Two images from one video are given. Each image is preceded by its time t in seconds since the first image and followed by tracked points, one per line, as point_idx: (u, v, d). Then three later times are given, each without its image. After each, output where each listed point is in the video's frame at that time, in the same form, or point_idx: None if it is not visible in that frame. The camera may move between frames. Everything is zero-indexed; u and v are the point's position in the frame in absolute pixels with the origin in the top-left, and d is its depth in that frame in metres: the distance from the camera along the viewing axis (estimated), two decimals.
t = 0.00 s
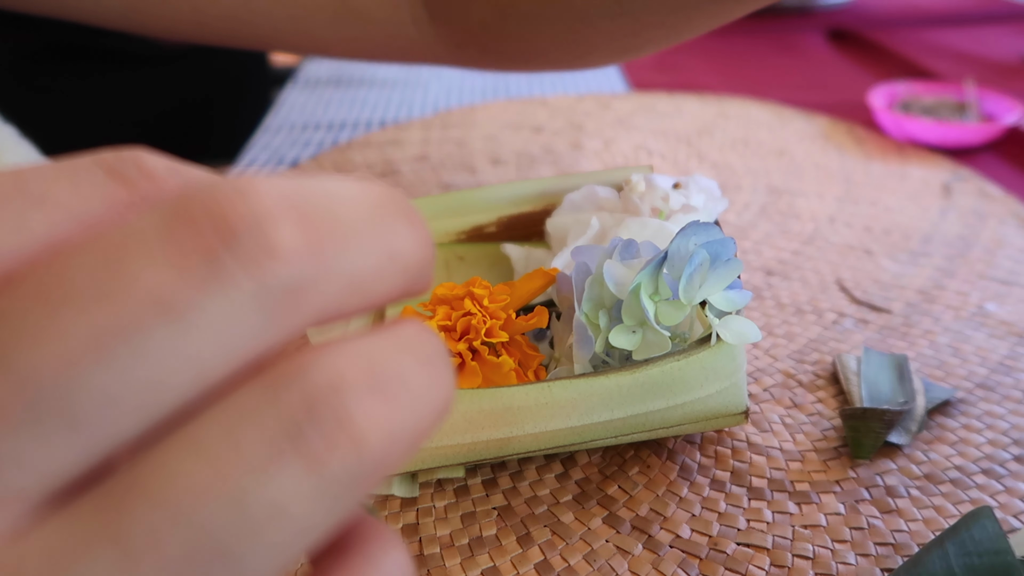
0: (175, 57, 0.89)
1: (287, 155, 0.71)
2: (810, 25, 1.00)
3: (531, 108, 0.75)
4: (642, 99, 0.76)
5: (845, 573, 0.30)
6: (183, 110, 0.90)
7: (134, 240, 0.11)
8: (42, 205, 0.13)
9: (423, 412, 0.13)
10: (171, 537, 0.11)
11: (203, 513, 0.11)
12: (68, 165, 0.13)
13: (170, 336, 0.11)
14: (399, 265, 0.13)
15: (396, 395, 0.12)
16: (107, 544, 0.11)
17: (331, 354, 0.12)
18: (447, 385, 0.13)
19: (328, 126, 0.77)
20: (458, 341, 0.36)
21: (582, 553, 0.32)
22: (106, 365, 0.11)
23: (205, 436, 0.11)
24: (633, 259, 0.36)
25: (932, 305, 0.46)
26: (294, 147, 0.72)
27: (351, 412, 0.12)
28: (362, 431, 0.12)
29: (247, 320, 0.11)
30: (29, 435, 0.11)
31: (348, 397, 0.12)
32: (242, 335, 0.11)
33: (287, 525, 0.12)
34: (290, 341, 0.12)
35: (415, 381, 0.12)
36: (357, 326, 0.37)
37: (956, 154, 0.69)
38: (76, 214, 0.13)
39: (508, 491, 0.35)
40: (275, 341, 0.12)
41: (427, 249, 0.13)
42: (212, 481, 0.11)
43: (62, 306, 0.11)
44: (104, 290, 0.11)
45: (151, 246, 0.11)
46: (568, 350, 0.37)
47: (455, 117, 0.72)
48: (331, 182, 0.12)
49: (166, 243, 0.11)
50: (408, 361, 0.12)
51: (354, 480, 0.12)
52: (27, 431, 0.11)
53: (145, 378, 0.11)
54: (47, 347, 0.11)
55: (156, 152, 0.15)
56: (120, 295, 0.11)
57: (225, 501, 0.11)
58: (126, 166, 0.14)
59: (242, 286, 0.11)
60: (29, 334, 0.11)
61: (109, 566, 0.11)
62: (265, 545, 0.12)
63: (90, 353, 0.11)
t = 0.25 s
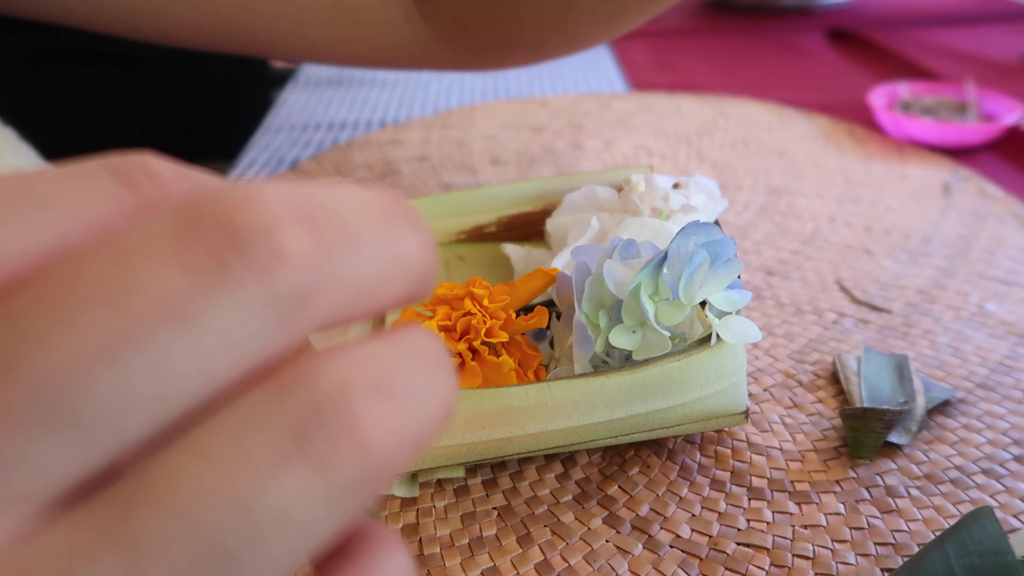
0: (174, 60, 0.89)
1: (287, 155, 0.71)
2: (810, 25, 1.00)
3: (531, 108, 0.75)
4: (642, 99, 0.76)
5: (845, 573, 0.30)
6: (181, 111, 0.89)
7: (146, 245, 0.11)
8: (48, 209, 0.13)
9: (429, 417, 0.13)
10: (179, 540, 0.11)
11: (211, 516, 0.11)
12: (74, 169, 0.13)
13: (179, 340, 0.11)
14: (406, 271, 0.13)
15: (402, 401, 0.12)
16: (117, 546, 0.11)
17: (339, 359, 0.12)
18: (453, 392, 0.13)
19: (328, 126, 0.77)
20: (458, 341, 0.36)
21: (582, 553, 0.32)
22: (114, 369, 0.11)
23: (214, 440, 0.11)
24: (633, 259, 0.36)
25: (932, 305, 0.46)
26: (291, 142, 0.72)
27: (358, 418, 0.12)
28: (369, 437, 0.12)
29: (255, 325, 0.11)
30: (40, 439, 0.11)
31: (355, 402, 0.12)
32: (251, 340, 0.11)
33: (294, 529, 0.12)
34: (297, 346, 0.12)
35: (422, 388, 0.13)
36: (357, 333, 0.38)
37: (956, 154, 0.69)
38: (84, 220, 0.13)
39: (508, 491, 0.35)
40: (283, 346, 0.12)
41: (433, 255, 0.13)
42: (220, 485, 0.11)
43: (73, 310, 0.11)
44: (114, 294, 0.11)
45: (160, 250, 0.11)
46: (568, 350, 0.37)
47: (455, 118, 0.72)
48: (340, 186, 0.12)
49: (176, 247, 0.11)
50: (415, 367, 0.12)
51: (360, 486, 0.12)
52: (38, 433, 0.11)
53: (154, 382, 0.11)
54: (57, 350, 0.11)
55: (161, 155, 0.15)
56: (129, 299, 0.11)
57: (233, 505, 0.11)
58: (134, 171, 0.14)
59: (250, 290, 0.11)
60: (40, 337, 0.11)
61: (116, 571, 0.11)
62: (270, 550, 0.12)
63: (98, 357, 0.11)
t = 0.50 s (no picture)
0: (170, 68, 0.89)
1: (287, 155, 0.71)
2: (809, 24, 1.00)
3: (531, 108, 0.75)
4: (642, 99, 0.76)
5: (845, 573, 0.30)
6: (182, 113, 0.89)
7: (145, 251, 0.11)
8: (45, 209, 0.13)
9: (426, 422, 0.13)
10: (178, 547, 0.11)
11: (207, 523, 0.11)
12: (69, 170, 0.14)
13: (174, 347, 0.11)
14: (402, 275, 0.13)
15: (399, 406, 0.12)
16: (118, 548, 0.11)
17: (335, 365, 0.12)
18: (450, 396, 0.13)
19: (328, 126, 0.77)
20: (457, 341, 0.36)
21: (582, 553, 0.32)
22: (110, 375, 0.11)
23: (211, 446, 0.11)
24: (633, 259, 0.36)
25: (932, 305, 0.46)
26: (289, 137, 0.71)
27: (355, 423, 0.12)
28: (365, 443, 0.12)
29: (250, 332, 0.11)
30: (37, 447, 0.11)
31: (351, 408, 0.12)
32: (244, 345, 0.11)
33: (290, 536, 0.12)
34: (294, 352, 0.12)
35: (419, 393, 0.12)
36: (358, 334, 0.38)
37: (956, 154, 0.69)
38: (81, 219, 0.13)
39: (508, 491, 0.35)
40: (279, 352, 0.12)
41: (428, 257, 0.13)
42: (216, 491, 0.11)
43: (69, 316, 0.11)
44: (109, 302, 0.11)
45: (154, 257, 0.11)
46: (568, 349, 0.37)
47: (455, 117, 0.72)
48: (335, 190, 0.12)
49: (171, 254, 0.11)
50: (412, 372, 0.12)
51: (356, 492, 0.12)
52: (39, 438, 0.11)
53: (150, 387, 0.11)
54: (52, 357, 0.11)
55: (155, 155, 0.15)
56: (125, 305, 0.11)
57: (230, 512, 0.11)
58: (127, 171, 0.14)
59: (245, 295, 0.11)
60: (35, 344, 0.11)
61: (114, 574, 0.11)
62: (268, 555, 0.12)
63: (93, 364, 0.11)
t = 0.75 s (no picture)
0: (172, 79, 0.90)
1: (287, 155, 0.71)
2: (810, 24, 1.00)
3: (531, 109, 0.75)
4: (642, 100, 0.76)
5: (845, 573, 0.30)
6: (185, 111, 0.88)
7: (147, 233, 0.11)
8: (45, 196, 0.13)
9: (425, 402, 0.13)
10: (177, 528, 0.11)
11: (209, 503, 0.11)
12: (66, 161, 0.14)
13: (175, 325, 0.11)
14: (399, 258, 0.13)
15: (398, 386, 0.12)
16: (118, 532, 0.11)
17: (334, 346, 0.12)
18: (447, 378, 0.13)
19: (328, 126, 0.77)
20: (457, 341, 0.36)
21: (582, 553, 0.32)
22: (111, 356, 0.11)
23: (211, 427, 0.11)
24: (632, 259, 0.36)
25: (932, 305, 0.46)
26: (289, 141, 0.72)
27: (353, 402, 0.12)
28: (364, 422, 0.12)
29: (250, 313, 0.11)
30: (38, 429, 0.11)
31: (350, 387, 0.12)
32: (245, 326, 0.11)
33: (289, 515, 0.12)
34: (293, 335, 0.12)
35: (416, 374, 0.13)
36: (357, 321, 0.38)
37: (956, 154, 0.69)
38: (81, 208, 0.13)
39: (508, 491, 0.35)
40: (279, 333, 0.12)
41: (423, 242, 0.13)
42: (216, 471, 0.11)
43: (71, 297, 0.11)
44: (112, 282, 0.11)
45: (156, 239, 0.11)
46: (568, 350, 0.37)
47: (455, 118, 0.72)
48: (334, 177, 0.12)
49: (172, 236, 0.11)
50: (408, 354, 0.13)
51: (356, 472, 0.12)
52: (43, 420, 0.11)
53: (152, 369, 0.11)
54: (56, 337, 0.11)
55: (151, 148, 0.15)
56: (127, 287, 0.11)
57: (230, 492, 0.11)
58: (125, 162, 0.14)
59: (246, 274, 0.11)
60: (38, 326, 0.11)
61: (114, 559, 0.11)
62: (269, 536, 0.12)
63: (96, 345, 0.11)
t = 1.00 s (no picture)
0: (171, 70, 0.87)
1: (287, 155, 0.71)
2: (810, 25, 1.00)
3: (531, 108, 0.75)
4: (642, 99, 0.76)
5: (845, 573, 0.30)
6: (190, 112, 0.88)
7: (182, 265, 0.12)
8: (74, 220, 0.13)
9: (445, 434, 0.13)
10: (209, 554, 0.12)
11: (237, 532, 0.12)
12: (102, 181, 0.14)
13: (205, 359, 0.11)
14: (422, 293, 0.13)
15: (419, 420, 0.13)
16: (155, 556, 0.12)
17: (360, 378, 0.13)
18: (466, 410, 0.14)
19: (328, 126, 0.77)
20: (458, 341, 0.35)
21: (582, 553, 0.32)
22: (148, 387, 0.11)
23: (242, 459, 0.12)
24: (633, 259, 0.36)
25: (933, 305, 0.46)
26: (291, 144, 0.72)
27: (380, 436, 0.13)
28: (390, 455, 0.13)
29: (283, 346, 0.12)
30: (74, 454, 0.11)
31: (376, 422, 0.13)
32: (278, 361, 0.12)
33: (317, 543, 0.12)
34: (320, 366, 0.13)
35: (438, 408, 0.13)
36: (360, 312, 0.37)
37: (956, 154, 0.69)
38: (110, 233, 0.13)
39: (508, 491, 0.35)
40: (307, 366, 0.12)
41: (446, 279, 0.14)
42: (248, 501, 0.12)
43: (109, 327, 0.11)
44: (148, 314, 0.11)
45: (192, 269, 0.11)
46: (568, 350, 0.37)
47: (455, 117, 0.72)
48: (362, 212, 0.13)
49: (204, 266, 0.12)
50: (431, 387, 0.13)
51: (379, 506, 0.13)
52: (76, 450, 0.11)
53: (187, 400, 0.12)
54: (93, 364, 0.11)
55: (186, 167, 0.14)
56: (165, 320, 0.11)
57: (261, 521, 0.12)
58: (157, 182, 0.14)
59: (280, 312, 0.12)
60: (73, 354, 0.11)
61: None
62: (292, 565, 0.12)
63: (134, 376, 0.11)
